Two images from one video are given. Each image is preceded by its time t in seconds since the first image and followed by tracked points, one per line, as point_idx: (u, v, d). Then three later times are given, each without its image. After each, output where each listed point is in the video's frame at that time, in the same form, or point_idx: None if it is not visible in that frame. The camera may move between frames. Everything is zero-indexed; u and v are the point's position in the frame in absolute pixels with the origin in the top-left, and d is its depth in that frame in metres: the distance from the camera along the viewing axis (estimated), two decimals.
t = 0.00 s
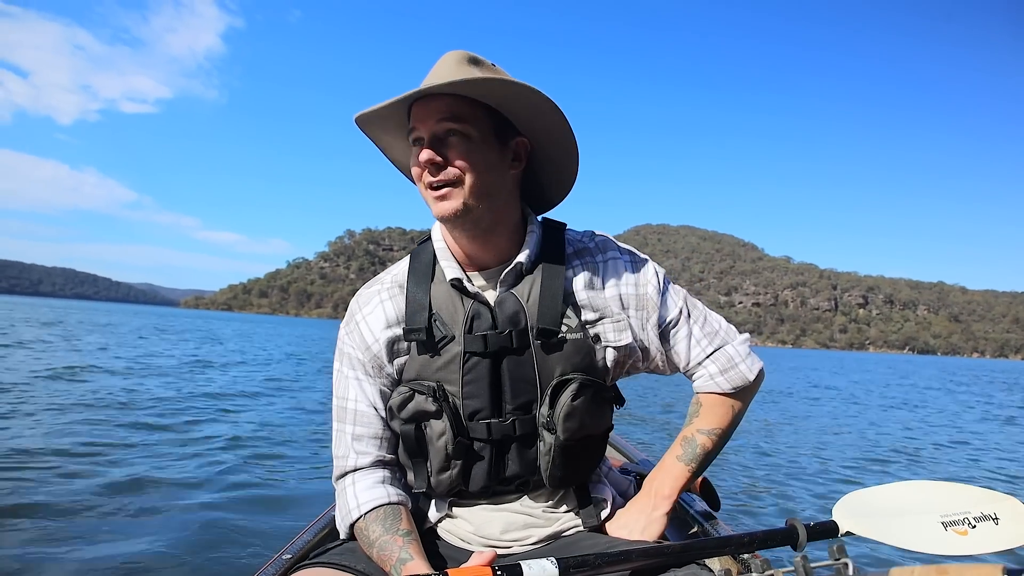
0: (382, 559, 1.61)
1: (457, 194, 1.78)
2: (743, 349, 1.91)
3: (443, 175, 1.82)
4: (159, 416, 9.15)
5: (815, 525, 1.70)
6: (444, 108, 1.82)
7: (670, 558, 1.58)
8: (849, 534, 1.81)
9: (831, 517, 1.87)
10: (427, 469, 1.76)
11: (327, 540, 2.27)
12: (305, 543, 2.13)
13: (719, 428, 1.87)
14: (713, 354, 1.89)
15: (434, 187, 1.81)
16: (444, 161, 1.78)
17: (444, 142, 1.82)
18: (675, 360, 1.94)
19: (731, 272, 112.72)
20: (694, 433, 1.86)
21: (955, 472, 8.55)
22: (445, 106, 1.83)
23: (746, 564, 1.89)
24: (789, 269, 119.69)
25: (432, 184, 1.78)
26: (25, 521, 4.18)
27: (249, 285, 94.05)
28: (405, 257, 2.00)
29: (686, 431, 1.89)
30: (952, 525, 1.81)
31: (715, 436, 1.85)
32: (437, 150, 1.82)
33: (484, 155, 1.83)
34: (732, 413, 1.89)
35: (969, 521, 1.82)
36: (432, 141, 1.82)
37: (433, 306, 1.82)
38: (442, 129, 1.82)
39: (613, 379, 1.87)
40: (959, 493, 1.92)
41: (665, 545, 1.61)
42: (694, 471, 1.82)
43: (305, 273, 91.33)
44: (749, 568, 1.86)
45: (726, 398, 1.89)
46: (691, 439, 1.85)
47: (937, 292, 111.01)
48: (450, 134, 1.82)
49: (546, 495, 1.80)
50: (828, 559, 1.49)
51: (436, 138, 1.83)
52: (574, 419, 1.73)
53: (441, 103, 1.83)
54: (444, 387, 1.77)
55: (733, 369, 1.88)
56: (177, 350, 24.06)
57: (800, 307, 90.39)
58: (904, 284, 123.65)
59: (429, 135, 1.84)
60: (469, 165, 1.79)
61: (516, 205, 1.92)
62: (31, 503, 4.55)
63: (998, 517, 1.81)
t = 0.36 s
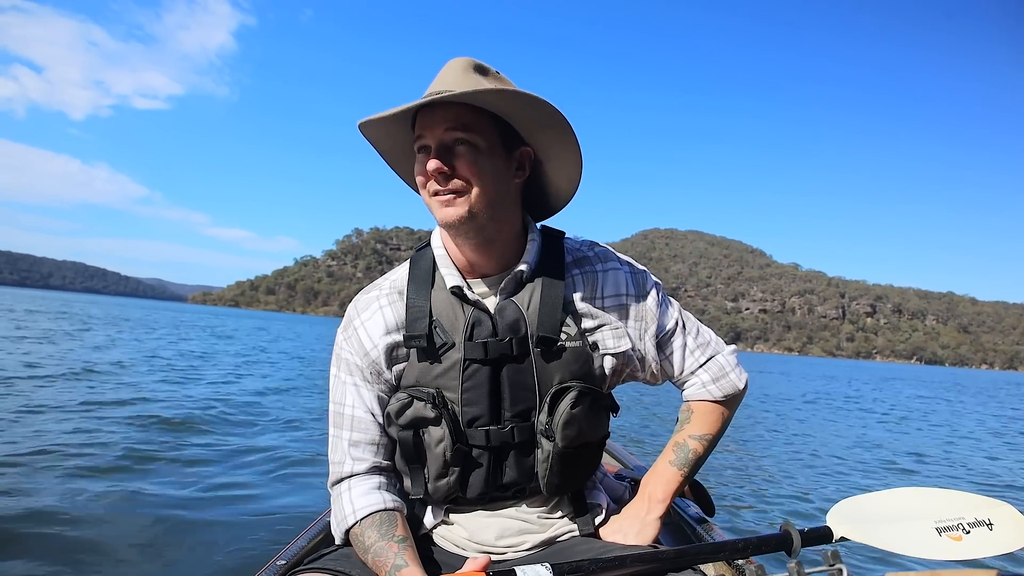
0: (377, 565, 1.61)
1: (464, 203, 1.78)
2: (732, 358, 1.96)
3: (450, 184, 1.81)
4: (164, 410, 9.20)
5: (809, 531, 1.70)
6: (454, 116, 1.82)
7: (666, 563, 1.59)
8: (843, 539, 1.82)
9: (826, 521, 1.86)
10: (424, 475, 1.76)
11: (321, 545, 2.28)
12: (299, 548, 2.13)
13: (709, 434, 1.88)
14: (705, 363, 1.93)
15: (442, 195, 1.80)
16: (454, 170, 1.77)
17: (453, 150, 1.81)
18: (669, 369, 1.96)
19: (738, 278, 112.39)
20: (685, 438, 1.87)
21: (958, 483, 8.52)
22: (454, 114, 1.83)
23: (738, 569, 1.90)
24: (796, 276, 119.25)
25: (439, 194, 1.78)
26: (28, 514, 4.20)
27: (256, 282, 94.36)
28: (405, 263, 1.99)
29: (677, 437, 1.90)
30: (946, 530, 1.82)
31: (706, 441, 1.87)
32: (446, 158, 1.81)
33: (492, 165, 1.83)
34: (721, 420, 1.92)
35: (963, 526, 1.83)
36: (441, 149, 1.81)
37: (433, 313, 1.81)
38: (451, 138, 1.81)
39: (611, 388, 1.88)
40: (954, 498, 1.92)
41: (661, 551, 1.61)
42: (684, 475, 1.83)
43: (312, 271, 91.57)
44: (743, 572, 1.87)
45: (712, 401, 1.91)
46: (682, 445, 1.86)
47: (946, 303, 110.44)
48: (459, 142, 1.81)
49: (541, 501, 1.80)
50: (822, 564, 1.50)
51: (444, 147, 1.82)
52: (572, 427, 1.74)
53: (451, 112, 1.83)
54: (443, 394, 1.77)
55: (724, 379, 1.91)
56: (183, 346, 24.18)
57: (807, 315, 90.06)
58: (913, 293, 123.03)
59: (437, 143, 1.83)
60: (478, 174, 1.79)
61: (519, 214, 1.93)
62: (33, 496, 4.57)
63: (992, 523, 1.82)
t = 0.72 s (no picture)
0: (372, 559, 1.62)
1: (463, 195, 1.78)
2: (729, 355, 1.96)
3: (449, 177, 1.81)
4: (171, 404, 9.28)
5: (803, 526, 1.70)
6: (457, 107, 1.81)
7: (660, 558, 1.59)
8: (838, 533, 1.82)
9: (821, 516, 1.87)
10: (420, 470, 1.77)
11: (316, 540, 2.29)
12: (295, 543, 2.15)
13: (706, 430, 1.88)
14: (703, 360, 1.93)
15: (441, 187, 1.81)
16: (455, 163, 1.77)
17: (453, 143, 1.82)
18: (667, 366, 1.96)
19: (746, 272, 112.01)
20: (681, 434, 1.88)
21: (962, 478, 8.51)
22: (455, 107, 1.83)
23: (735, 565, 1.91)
24: (804, 270, 118.73)
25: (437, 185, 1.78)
26: (35, 508, 4.26)
27: (264, 277, 94.73)
28: (403, 256, 1.99)
29: (673, 432, 1.90)
30: (941, 523, 1.82)
31: (703, 437, 1.87)
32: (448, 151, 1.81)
33: (490, 158, 1.83)
34: (718, 417, 1.92)
35: (958, 519, 1.83)
36: (441, 141, 1.81)
37: (430, 307, 1.81)
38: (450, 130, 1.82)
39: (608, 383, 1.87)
40: (947, 495, 1.94)
41: (655, 546, 1.61)
42: (680, 472, 1.83)
43: (321, 266, 91.94)
44: (738, 568, 1.87)
45: (709, 397, 1.91)
46: (679, 441, 1.87)
47: (957, 298, 109.69)
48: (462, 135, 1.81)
49: (536, 496, 1.80)
50: (817, 559, 1.50)
51: (445, 139, 1.82)
52: (568, 423, 1.74)
53: (451, 104, 1.83)
54: (439, 388, 1.77)
55: (722, 375, 1.92)
56: (193, 339, 24.36)
57: (816, 310, 89.74)
58: (923, 288, 122.27)
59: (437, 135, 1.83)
60: (477, 167, 1.79)
61: (517, 208, 1.93)
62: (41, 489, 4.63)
63: (987, 516, 1.82)
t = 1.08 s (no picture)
0: (384, 548, 1.64)
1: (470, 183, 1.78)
2: (737, 342, 1.95)
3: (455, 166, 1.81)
4: (190, 405, 9.37)
5: (815, 514, 1.69)
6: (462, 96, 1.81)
7: (672, 546, 1.58)
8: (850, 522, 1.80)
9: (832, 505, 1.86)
10: (431, 459, 1.78)
11: (329, 528, 2.32)
12: (307, 531, 2.17)
13: (715, 417, 1.88)
14: (711, 347, 1.92)
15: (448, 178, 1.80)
16: (461, 152, 1.77)
17: (458, 132, 1.82)
18: (676, 352, 1.95)
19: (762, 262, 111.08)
20: (690, 422, 1.87)
21: (985, 463, 8.39)
22: (458, 97, 1.83)
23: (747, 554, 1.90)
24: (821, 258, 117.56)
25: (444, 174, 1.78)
26: (57, 509, 4.32)
27: (280, 278, 95.36)
28: (411, 246, 1.99)
29: (682, 419, 1.90)
30: (953, 513, 1.79)
31: (712, 425, 1.86)
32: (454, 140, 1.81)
33: (496, 147, 1.83)
34: (728, 404, 1.91)
35: (970, 508, 1.80)
36: (446, 131, 1.81)
37: (439, 296, 1.81)
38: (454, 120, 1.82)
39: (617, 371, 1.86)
40: (960, 483, 1.91)
41: (667, 534, 1.61)
42: (690, 460, 1.83)
43: (336, 266, 92.29)
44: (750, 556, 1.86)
45: (718, 384, 1.90)
46: (688, 428, 1.86)
47: (978, 282, 108.07)
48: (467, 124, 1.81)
49: (547, 484, 1.81)
50: (829, 548, 1.48)
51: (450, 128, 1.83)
52: (579, 410, 1.74)
53: (455, 94, 1.83)
54: (449, 377, 1.77)
55: (730, 362, 1.91)
56: (211, 342, 24.57)
57: (834, 297, 88.87)
58: (943, 272, 120.64)
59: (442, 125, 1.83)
60: (483, 156, 1.79)
61: (523, 197, 1.92)
62: (63, 490, 4.69)
63: (999, 505, 1.80)
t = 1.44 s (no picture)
0: (386, 552, 1.64)
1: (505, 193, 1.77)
2: (739, 346, 1.95)
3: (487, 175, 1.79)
4: (193, 416, 9.39)
5: (817, 518, 1.69)
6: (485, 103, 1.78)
7: (674, 551, 1.59)
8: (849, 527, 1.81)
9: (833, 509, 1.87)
10: (434, 463, 1.78)
11: (330, 532, 2.32)
12: (308, 536, 2.18)
13: (718, 421, 1.88)
14: (713, 350, 1.93)
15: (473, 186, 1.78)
16: (490, 161, 1.75)
17: (493, 139, 1.79)
18: (678, 355, 1.97)
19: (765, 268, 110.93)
20: (693, 426, 1.88)
21: (992, 468, 8.36)
22: (493, 101, 1.79)
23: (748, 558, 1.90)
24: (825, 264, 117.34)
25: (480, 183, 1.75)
26: (60, 521, 4.33)
27: (284, 289, 95.54)
28: (415, 249, 2.00)
29: (685, 424, 1.90)
30: (953, 518, 1.80)
31: (714, 429, 1.87)
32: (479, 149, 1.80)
33: (524, 156, 1.84)
34: (730, 408, 1.91)
35: (971, 514, 1.79)
36: (482, 137, 1.78)
37: (442, 300, 1.82)
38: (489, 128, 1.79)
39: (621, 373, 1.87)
40: (965, 485, 1.89)
41: (669, 538, 1.61)
42: (692, 464, 1.83)
43: (340, 276, 92.37)
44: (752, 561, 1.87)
45: (719, 388, 1.90)
46: (690, 432, 1.87)
47: (982, 286, 107.72)
48: (492, 133, 1.80)
49: (550, 487, 1.81)
50: (830, 553, 1.49)
51: (484, 134, 1.79)
52: (583, 413, 1.74)
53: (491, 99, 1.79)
54: (453, 380, 1.78)
55: (732, 365, 1.91)
56: (214, 352, 24.59)
57: (839, 303, 88.65)
58: (948, 277, 120.25)
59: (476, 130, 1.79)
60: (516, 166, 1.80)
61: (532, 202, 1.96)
62: (66, 500, 4.71)
63: (1000, 509, 1.76)
